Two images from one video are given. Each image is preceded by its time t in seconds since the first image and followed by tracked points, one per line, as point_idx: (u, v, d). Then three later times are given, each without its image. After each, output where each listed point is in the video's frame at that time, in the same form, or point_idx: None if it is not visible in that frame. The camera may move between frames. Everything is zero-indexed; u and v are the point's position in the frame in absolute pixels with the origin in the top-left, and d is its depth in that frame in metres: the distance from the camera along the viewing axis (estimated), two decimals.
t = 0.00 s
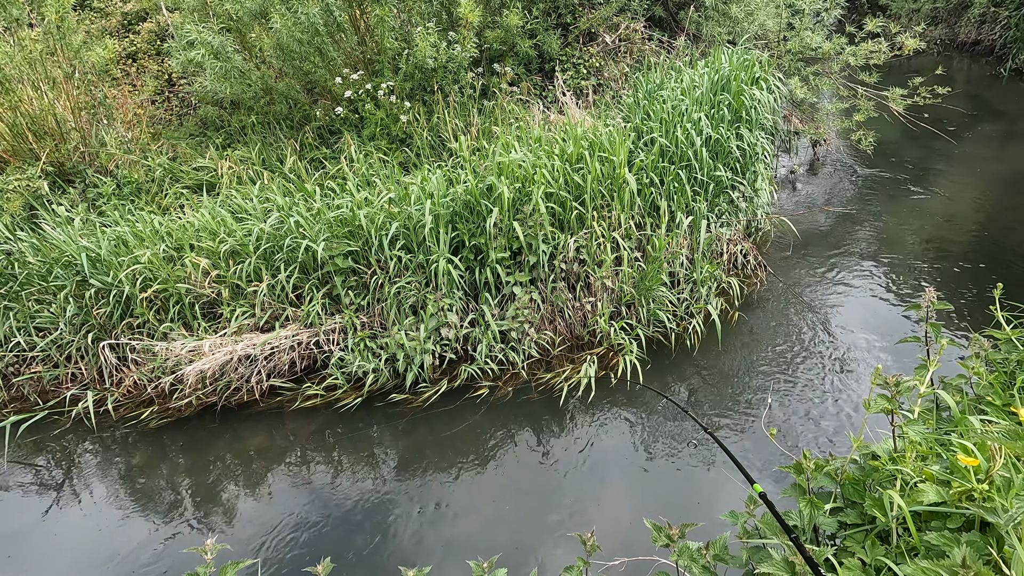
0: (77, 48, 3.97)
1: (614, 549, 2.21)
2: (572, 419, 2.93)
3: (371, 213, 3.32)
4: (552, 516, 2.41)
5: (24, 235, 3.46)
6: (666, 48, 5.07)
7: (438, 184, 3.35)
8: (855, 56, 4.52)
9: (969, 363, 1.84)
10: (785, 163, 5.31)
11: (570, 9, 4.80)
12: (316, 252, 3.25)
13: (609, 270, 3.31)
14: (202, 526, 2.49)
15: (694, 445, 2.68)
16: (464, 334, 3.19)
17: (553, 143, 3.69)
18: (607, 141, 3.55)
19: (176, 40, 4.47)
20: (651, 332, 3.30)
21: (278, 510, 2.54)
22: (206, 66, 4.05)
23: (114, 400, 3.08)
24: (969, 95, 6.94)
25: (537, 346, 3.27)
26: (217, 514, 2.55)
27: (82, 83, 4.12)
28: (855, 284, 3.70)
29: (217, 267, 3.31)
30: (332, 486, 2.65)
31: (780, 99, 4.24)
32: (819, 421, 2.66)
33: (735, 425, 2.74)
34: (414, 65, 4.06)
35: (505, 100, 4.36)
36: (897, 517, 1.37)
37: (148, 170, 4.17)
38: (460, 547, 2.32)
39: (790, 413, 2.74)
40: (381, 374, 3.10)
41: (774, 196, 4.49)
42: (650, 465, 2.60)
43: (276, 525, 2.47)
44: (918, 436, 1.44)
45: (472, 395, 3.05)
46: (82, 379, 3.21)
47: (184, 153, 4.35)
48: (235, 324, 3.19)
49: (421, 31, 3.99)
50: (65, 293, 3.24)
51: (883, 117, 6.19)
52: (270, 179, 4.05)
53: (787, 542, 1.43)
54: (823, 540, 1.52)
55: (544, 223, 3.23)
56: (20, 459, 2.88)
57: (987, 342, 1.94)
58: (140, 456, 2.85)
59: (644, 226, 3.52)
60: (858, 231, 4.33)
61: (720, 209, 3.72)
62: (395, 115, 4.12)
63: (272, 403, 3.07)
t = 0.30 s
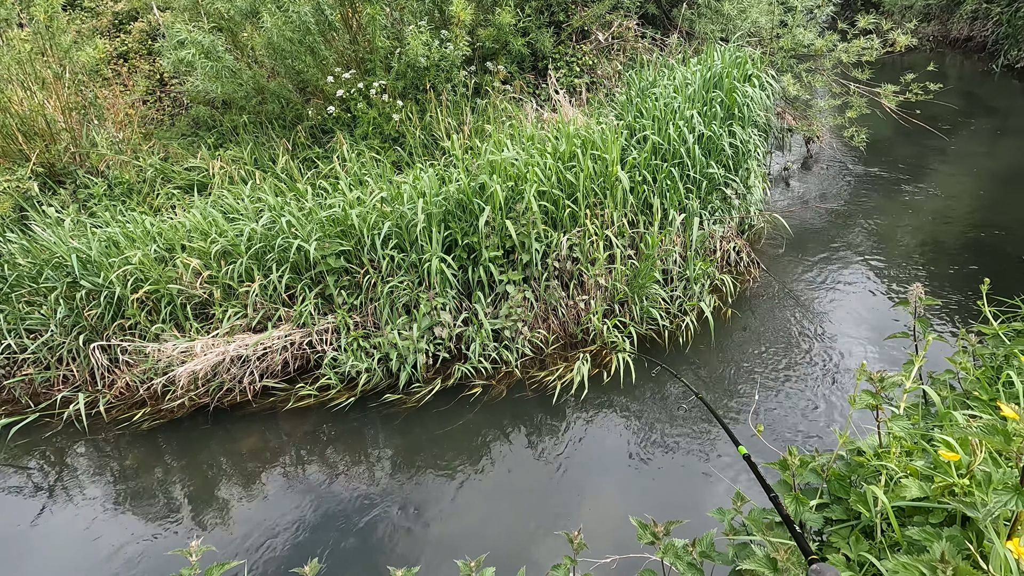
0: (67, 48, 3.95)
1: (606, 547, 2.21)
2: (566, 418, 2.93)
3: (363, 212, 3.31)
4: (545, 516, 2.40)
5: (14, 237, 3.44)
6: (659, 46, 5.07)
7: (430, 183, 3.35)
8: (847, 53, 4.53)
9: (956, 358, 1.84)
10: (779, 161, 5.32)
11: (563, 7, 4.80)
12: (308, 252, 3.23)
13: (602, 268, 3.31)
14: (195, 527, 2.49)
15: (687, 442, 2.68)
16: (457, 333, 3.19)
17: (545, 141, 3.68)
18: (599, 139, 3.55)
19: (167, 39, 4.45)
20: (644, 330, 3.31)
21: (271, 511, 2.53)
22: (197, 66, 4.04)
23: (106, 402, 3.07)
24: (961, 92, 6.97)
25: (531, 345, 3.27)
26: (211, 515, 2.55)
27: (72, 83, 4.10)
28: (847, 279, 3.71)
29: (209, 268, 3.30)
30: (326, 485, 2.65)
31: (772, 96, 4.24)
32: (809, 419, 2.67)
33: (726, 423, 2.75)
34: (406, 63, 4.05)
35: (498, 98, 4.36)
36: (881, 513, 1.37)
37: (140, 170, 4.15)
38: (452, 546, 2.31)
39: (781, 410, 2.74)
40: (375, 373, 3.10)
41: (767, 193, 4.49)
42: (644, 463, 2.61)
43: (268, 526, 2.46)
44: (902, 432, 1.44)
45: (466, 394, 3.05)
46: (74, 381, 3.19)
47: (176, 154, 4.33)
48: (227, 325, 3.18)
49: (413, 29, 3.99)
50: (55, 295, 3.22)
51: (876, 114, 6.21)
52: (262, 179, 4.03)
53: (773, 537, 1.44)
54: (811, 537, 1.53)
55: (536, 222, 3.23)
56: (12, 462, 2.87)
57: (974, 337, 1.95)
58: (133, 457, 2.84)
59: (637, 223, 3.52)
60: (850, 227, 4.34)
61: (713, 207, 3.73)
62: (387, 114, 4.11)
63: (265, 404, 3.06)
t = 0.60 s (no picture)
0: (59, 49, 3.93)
1: (601, 545, 2.21)
2: (561, 417, 2.92)
3: (357, 212, 3.30)
4: (540, 515, 2.40)
5: (7, 239, 3.42)
6: (653, 44, 5.07)
7: (424, 182, 3.34)
8: (841, 51, 4.54)
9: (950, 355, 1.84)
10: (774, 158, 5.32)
11: (558, 6, 4.80)
12: (302, 252, 3.22)
13: (597, 267, 3.31)
14: (189, 529, 2.48)
15: (682, 441, 2.68)
16: (452, 333, 3.18)
17: (540, 139, 3.68)
18: (593, 137, 3.54)
19: (160, 40, 4.43)
20: (640, 328, 3.31)
21: (266, 512, 2.53)
22: (190, 66, 4.02)
23: (100, 404, 3.05)
24: (956, 88, 6.98)
25: (526, 344, 3.27)
26: (206, 517, 2.54)
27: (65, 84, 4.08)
28: (841, 276, 3.71)
29: (203, 268, 3.29)
30: (321, 486, 2.64)
31: (767, 93, 4.24)
32: (803, 416, 2.66)
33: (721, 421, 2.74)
34: (400, 62, 4.05)
35: (493, 97, 4.35)
36: (871, 510, 1.37)
37: (134, 171, 4.14)
38: (447, 546, 2.31)
39: (775, 408, 2.74)
40: (370, 373, 3.09)
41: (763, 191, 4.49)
42: (639, 462, 2.60)
43: (263, 527, 2.46)
44: (892, 429, 1.44)
45: (461, 394, 3.04)
46: (68, 383, 3.18)
47: (170, 154, 4.31)
48: (221, 326, 3.17)
49: (407, 29, 3.98)
50: (48, 297, 3.21)
51: (871, 111, 6.21)
52: (256, 179, 4.02)
53: (761, 532, 1.46)
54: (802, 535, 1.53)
55: (531, 221, 3.22)
56: (6, 465, 2.86)
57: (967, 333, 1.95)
58: (127, 460, 2.83)
59: (632, 222, 3.52)
60: (846, 224, 4.35)
61: (708, 205, 3.73)
62: (382, 114, 4.10)
63: (260, 405, 3.05)
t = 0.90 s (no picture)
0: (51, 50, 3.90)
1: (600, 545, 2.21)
2: (559, 416, 2.92)
3: (353, 213, 3.29)
4: (540, 515, 2.39)
5: None
6: (648, 43, 5.08)
7: (420, 183, 3.33)
8: (836, 49, 4.56)
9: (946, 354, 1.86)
10: (769, 157, 5.34)
11: (552, 5, 4.81)
12: (298, 253, 3.21)
13: (594, 266, 3.31)
14: (187, 532, 2.47)
15: (680, 440, 2.68)
16: (450, 333, 3.18)
17: (536, 139, 3.67)
18: (589, 136, 3.54)
19: (153, 40, 4.40)
20: (637, 327, 3.31)
21: (264, 515, 2.52)
22: (184, 67, 4.00)
23: (95, 408, 3.03)
24: (948, 86, 7.02)
25: (524, 344, 3.26)
26: (205, 520, 2.53)
27: (58, 85, 4.05)
28: (837, 274, 3.73)
29: (198, 270, 3.28)
30: (319, 488, 2.63)
31: (762, 91, 4.25)
32: (801, 415, 2.67)
33: (719, 420, 2.75)
34: (395, 62, 4.04)
35: (488, 96, 4.35)
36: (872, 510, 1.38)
37: (128, 173, 4.12)
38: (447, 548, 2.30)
39: (772, 407, 2.74)
40: (367, 375, 3.08)
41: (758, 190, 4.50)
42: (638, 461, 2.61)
43: (262, 530, 2.44)
44: (891, 428, 1.44)
45: (459, 395, 3.04)
46: (63, 387, 3.15)
47: (164, 155, 4.29)
48: (217, 328, 3.16)
49: (402, 28, 3.98)
50: (42, 300, 3.18)
51: (865, 109, 6.24)
52: (250, 180, 4.00)
53: (761, 535, 1.46)
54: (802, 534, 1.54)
55: (528, 220, 3.22)
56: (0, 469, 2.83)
57: (963, 331, 1.96)
58: (124, 463, 2.81)
59: (629, 221, 3.52)
60: (841, 222, 4.36)
61: (704, 203, 3.73)
62: (377, 114, 4.09)
63: (257, 407, 3.04)
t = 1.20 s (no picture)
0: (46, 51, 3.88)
1: (601, 545, 2.21)
2: (559, 416, 2.93)
3: (351, 214, 3.28)
4: (539, 515, 2.40)
5: None
6: (645, 42, 5.08)
7: (418, 183, 3.33)
8: (831, 48, 4.58)
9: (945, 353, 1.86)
10: (766, 155, 5.35)
11: (549, 4, 4.81)
12: (296, 254, 3.20)
13: (592, 266, 3.32)
14: (187, 535, 2.46)
15: (680, 439, 2.69)
16: (448, 333, 3.17)
17: (533, 139, 3.67)
18: (587, 136, 3.54)
19: (148, 41, 4.39)
20: (635, 327, 3.31)
21: (264, 517, 2.51)
22: (180, 68, 3.98)
23: (94, 411, 3.02)
24: (944, 84, 7.05)
25: (523, 344, 3.27)
26: (205, 522, 2.53)
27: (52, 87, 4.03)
28: (835, 273, 3.74)
29: (196, 272, 3.27)
30: (319, 490, 2.63)
31: (758, 90, 4.26)
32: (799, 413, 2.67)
33: (719, 419, 2.75)
34: (392, 63, 4.03)
35: (485, 96, 4.35)
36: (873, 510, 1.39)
37: (124, 175, 4.11)
38: (448, 548, 2.30)
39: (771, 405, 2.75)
40: (366, 376, 3.08)
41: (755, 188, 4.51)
42: (638, 460, 2.61)
43: (262, 532, 2.44)
44: (892, 428, 1.45)
45: (459, 395, 3.04)
46: (60, 390, 3.14)
47: (160, 157, 4.28)
48: (215, 330, 3.15)
49: (398, 29, 3.98)
50: (39, 303, 3.17)
51: (861, 107, 6.25)
52: (248, 181, 3.99)
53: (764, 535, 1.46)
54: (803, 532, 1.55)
55: (526, 220, 3.22)
56: None
57: (962, 329, 1.96)
58: (123, 466, 2.81)
59: (627, 220, 3.53)
60: (838, 220, 4.38)
61: (702, 202, 3.74)
62: (374, 114, 4.09)
63: (256, 409, 3.03)
